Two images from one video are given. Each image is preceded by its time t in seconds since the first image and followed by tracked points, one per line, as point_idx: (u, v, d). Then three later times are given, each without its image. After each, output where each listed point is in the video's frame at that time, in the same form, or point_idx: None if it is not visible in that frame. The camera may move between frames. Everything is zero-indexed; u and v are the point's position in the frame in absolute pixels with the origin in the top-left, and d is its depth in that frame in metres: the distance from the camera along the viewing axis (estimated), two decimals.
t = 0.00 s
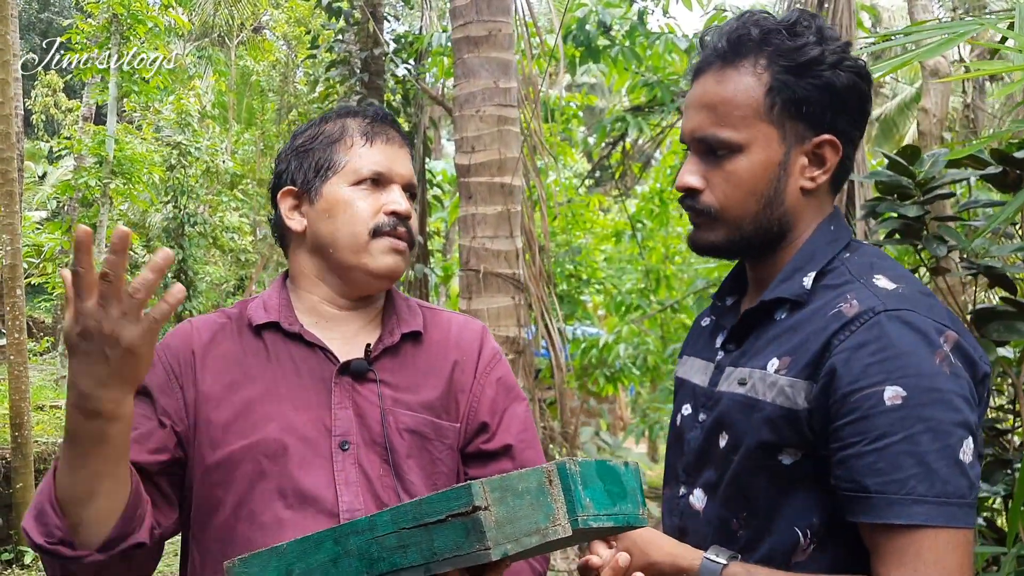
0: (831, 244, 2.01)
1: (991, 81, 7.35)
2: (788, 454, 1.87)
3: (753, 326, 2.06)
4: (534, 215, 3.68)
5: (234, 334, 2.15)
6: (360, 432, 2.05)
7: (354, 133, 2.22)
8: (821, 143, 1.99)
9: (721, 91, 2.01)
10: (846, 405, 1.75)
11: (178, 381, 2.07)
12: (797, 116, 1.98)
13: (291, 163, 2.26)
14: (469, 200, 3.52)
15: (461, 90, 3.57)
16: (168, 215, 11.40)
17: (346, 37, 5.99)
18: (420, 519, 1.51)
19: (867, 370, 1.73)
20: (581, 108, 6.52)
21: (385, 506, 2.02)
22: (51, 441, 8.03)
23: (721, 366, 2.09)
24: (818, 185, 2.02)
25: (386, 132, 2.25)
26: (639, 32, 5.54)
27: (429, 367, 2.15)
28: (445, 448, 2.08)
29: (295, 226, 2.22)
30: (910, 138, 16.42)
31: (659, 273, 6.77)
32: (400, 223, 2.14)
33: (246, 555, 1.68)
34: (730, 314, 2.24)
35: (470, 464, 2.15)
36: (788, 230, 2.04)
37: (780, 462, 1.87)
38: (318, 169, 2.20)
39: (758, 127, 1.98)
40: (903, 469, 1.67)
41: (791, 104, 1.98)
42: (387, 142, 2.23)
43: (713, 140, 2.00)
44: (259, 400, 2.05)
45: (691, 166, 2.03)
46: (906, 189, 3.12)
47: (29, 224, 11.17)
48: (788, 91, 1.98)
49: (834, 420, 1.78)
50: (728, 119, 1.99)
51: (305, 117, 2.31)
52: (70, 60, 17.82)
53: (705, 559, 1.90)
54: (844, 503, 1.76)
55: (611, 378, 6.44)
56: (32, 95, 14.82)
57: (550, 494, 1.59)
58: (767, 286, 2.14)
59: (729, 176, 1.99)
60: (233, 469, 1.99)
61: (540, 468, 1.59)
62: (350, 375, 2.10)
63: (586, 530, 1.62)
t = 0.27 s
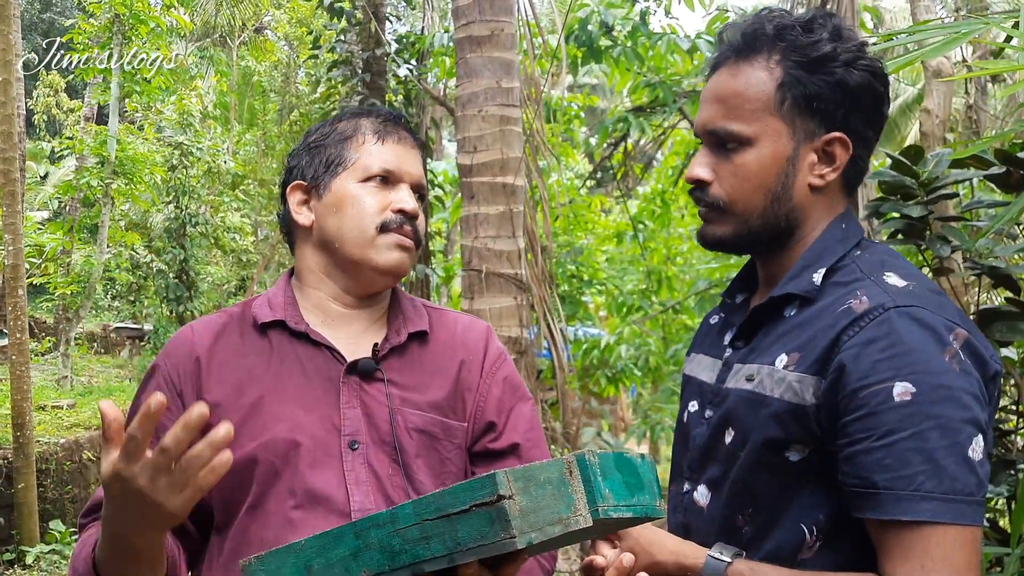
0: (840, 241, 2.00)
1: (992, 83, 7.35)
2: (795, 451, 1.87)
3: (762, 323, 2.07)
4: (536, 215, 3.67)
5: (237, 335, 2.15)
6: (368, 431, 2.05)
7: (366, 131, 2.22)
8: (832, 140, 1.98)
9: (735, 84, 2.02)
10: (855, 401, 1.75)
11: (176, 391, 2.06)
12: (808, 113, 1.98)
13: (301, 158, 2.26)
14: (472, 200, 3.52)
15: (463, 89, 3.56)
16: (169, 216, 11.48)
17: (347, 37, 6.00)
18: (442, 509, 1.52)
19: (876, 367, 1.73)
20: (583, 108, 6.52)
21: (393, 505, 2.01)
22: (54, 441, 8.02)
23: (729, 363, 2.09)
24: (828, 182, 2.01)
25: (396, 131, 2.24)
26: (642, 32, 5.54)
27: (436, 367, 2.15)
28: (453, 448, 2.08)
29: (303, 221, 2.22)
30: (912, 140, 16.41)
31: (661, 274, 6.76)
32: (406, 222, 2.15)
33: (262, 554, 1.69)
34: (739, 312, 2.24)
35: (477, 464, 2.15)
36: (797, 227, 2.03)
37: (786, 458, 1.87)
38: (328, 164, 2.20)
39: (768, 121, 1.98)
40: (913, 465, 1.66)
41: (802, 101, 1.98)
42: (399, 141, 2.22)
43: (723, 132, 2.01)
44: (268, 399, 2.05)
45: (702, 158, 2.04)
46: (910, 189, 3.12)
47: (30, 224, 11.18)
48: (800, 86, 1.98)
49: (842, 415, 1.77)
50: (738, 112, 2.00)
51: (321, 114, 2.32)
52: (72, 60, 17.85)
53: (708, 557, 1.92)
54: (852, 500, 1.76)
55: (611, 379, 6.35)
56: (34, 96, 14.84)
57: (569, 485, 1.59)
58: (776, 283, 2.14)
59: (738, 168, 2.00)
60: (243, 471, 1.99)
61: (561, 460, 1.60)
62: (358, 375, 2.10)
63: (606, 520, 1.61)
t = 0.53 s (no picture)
0: (849, 242, 2.01)
1: (993, 83, 7.36)
2: (808, 452, 1.87)
3: (771, 324, 2.07)
4: (538, 215, 3.67)
5: (237, 336, 2.16)
6: (368, 431, 2.06)
7: (364, 132, 2.22)
8: (840, 142, 1.99)
9: (740, 90, 2.02)
10: (871, 401, 1.75)
11: (177, 393, 2.08)
12: (816, 116, 1.98)
13: (301, 159, 2.26)
14: (474, 199, 3.53)
15: (466, 89, 3.57)
16: (172, 214, 11.54)
17: (350, 37, 6.01)
18: (442, 506, 1.54)
19: (892, 367, 1.74)
20: (585, 108, 6.53)
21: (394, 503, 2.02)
22: (56, 439, 8.03)
23: (737, 364, 2.09)
24: (837, 184, 2.02)
25: (396, 130, 2.24)
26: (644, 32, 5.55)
27: (439, 366, 2.16)
28: (452, 447, 2.09)
29: (304, 224, 2.22)
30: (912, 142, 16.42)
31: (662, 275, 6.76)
32: (408, 224, 2.15)
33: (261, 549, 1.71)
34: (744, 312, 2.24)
35: (478, 463, 2.15)
36: (806, 231, 2.04)
37: (799, 459, 1.88)
38: (328, 166, 2.20)
39: (776, 126, 1.98)
40: (930, 466, 1.67)
41: (810, 104, 1.98)
42: (398, 142, 2.22)
43: (731, 138, 2.01)
44: (268, 399, 2.06)
45: (709, 165, 2.04)
46: (913, 190, 3.13)
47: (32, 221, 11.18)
48: (807, 89, 1.98)
49: (858, 416, 1.78)
50: (746, 118, 2.00)
51: (318, 115, 2.32)
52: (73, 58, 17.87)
53: (720, 560, 1.92)
54: (868, 500, 1.76)
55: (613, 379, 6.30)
56: (36, 94, 14.85)
57: (568, 484, 1.62)
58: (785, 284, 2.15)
59: (747, 175, 2.00)
60: (245, 473, 2.00)
61: (560, 458, 1.62)
62: (358, 374, 2.11)
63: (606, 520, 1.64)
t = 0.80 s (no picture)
0: (853, 244, 2.01)
1: (999, 86, 7.34)
2: (814, 456, 1.86)
3: (774, 328, 2.06)
4: (541, 215, 3.67)
5: (240, 337, 2.16)
6: (366, 430, 2.05)
7: (368, 132, 2.22)
8: (844, 141, 1.99)
9: (746, 86, 2.02)
10: (879, 404, 1.74)
11: (183, 394, 2.09)
12: (821, 114, 1.98)
13: (303, 159, 2.26)
14: (477, 199, 3.52)
15: (469, 89, 3.57)
16: (176, 213, 11.57)
17: (354, 36, 6.01)
18: (392, 498, 1.55)
19: (898, 371, 1.73)
20: (588, 108, 6.52)
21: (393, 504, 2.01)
22: (59, 438, 8.03)
23: (740, 368, 2.08)
24: (841, 184, 2.01)
25: (399, 131, 2.24)
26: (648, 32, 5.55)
27: (439, 366, 2.15)
28: (452, 447, 2.09)
29: (305, 223, 2.23)
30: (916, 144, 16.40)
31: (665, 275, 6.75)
32: (409, 226, 2.15)
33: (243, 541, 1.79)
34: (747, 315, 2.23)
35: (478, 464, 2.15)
36: (808, 231, 2.03)
37: (806, 463, 1.87)
38: (329, 166, 2.20)
39: (782, 123, 1.98)
40: (938, 468, 1.66)
41: (816, 102, 1.98)
42: (400, 142, 2.22)
43: (737, 134, 2.00)
44: (270, 400, 2.06)
45: (713, 161, 2.03)
46: (917, 191, 3.12)
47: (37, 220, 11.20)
48: (813, 87, 1.98)
49: (865, 419, 1.77)
50: (752, 114, 2.00)
51: (325, 112, 2.32)
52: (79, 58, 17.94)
53: (726, 564, 1.89)
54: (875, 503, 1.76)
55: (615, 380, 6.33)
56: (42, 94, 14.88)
57: (527, 485, 1.57)
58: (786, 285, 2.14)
59: (751, 171, 1.99)
60: (247, 473, 2.00)
61: (518, 456, 1.58)
62: (358, 374, 2.11)
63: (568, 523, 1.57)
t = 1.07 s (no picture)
0: (865, 246, 2.02)
1: (1004, 85, 7.34)
2: (834, 459, 1.86)
3: (787, 331, 2.07)
4: (547, 215, 3.68)
5: (256, 335, 2.17)
6: (381, 429, 2.06)
7: (379, 133, 2.23)
8: (852, 147, 1.99)
9: (750, 99, 2.01)
10: (902, 408, 1.74)
11: (201, 389, 2.10)
12: (828, 122, 1.98)
13: (317, 159, 2.27)
14: (483, 199, 3.53)
15: (476, 88, 3.58)
16: (181, 212, 11.61)
17: (360, 36, 6.02)
18: (401, 474, 1.57)
19: (921, 374, 1.73)
20: (594, 108, 6.53)
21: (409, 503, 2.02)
22: (65, 435, 8.06)
23: (752, 371, 2.09)
24: (848, 190, 2.02)
25: (413, 131, 2.25)
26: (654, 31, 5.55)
27: (452, 365, 2.17)
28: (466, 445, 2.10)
29: (319, 223, 2.24)
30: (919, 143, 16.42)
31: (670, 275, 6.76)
32: (422, 224, 2.15)
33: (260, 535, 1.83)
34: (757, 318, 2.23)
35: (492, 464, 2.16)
36: (819, 237, 2.04)
37: (826, 467, 1.87)
38: (343, 166, 2.21)
39: (789, 135, 1.98)
40: (963, 472, 1.67)
41: (822, 112, 1.98)
42: (414, 142, 2.23)
43: (744, 148, 2.00)
44: (287, 398, 2.07)
45: (721, 174, 2.04)
46: (927, 192, 3.12)
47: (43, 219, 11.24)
48: (818, 96, 1.97)
49: (888, 423, 1.78)
50: (758, 127, 2.00)
51: (329, 118, 2.32)
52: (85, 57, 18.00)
53: (748, 569, 1.90)
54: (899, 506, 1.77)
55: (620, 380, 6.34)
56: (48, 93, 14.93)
57: (532, 456, 1.59)
58: (798, 289, 2.14)
59: (761, 184, 1.99)
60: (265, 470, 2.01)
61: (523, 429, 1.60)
62: (372, 373, 2.12)
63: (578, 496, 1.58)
